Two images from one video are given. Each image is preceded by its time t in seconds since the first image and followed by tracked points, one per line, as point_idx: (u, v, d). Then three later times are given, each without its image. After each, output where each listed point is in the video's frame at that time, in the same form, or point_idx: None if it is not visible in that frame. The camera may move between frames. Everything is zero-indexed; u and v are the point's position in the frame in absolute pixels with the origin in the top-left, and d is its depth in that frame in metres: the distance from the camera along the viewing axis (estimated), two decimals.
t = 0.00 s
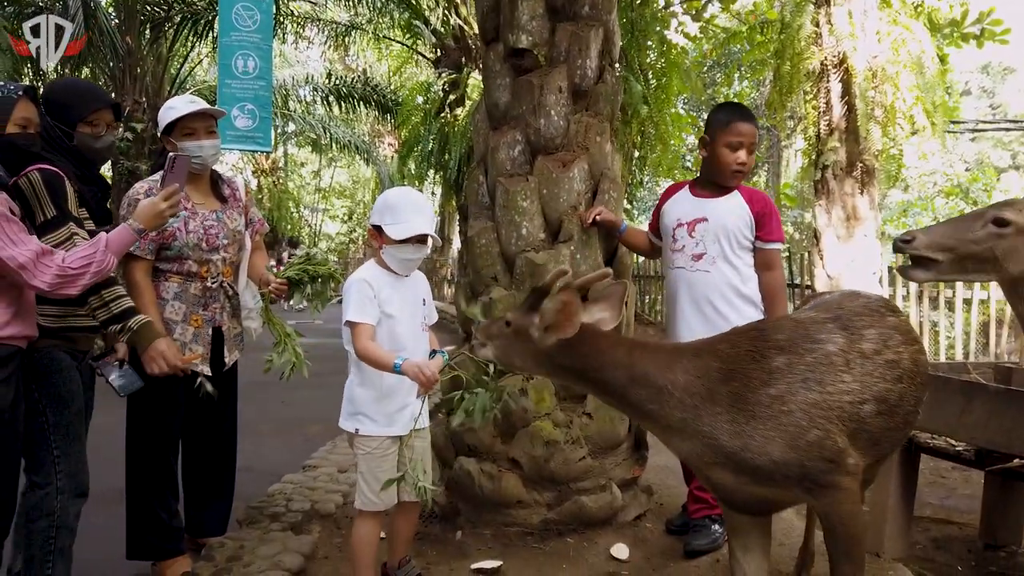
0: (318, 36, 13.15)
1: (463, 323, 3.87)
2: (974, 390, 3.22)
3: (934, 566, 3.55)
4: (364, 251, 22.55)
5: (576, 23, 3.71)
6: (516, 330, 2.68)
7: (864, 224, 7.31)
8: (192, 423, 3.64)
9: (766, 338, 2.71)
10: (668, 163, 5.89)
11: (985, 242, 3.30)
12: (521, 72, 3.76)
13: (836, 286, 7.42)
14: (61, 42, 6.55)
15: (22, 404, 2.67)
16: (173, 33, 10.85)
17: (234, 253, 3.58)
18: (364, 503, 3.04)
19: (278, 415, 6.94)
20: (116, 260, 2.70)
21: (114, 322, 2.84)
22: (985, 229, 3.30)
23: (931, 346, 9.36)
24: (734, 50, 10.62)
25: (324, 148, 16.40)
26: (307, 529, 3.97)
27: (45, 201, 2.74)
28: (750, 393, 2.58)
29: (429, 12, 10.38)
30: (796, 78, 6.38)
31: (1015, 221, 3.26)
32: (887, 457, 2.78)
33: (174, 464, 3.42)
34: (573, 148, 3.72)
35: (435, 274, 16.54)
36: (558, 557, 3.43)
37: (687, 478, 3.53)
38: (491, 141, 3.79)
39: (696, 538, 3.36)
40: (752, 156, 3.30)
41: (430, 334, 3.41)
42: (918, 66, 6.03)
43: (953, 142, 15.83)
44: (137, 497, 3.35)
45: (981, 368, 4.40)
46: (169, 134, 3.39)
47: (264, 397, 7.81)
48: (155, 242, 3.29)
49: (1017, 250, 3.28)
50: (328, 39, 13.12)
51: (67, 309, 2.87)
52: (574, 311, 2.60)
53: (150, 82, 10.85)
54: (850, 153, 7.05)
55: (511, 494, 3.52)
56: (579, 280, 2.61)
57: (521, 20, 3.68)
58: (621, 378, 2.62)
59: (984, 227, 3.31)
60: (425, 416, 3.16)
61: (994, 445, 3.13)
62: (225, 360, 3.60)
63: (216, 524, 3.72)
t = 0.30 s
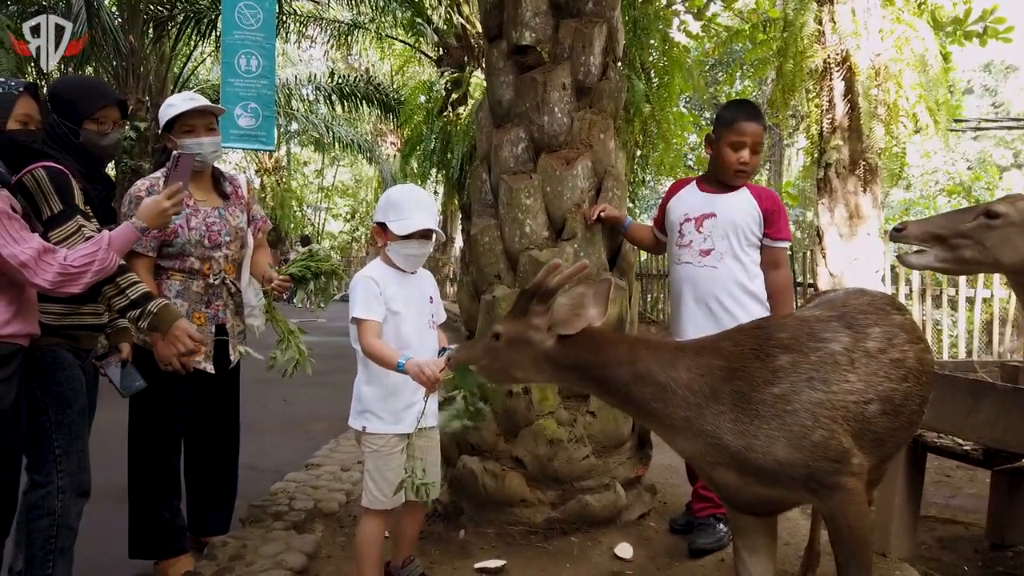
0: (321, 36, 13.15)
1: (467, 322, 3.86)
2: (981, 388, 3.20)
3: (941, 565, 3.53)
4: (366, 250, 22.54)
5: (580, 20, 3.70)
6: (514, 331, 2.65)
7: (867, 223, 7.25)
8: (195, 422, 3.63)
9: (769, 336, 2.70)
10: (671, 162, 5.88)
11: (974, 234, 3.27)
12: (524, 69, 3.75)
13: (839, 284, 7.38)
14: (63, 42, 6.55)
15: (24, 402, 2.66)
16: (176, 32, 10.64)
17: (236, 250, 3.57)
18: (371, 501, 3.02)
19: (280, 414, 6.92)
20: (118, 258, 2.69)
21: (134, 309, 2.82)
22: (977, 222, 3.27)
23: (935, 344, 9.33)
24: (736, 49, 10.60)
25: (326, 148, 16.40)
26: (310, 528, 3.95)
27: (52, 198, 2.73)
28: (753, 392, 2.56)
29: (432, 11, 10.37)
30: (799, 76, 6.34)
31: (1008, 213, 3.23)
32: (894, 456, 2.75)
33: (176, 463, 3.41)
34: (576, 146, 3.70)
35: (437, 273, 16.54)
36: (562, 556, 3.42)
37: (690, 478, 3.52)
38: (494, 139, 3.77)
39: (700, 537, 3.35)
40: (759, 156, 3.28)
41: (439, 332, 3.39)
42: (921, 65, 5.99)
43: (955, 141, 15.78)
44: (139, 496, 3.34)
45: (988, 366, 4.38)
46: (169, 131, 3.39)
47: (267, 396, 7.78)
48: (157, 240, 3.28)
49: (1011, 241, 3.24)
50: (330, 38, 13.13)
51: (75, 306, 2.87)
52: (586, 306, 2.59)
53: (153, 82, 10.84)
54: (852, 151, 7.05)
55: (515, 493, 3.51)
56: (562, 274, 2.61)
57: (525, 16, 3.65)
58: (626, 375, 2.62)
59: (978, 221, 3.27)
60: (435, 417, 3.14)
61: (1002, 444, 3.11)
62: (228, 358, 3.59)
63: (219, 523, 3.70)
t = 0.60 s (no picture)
0: (323, 34, 13.14)
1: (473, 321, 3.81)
2: (997, 386, 3.16)
3: (954, 565, 3.49)
4: (368, 249, 22.54)
5: (588, 15, 3.67)
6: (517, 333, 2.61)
7: (873, 221, 7.29)
8: (200, 420, 3.60)
9: (789, 333, 2.66)
10: (676, 161, 5.85)
11: (1001, 232, 3.14)
12: (532, 64, 3.71)
13: (845, 282, 7.49)
14: (64, 41, 6.53)
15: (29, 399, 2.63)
16: (180, 31, 10.72)
17: (241, 247, 3.54)
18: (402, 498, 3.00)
19: (285, 413, 6.90)
20: (125, 254, 2.65)
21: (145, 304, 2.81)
22: (1001, 220, 3.14)
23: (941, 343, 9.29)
24: (740, 47, 10.56)
25: (328, 147, 16.38)
26: (316, 527, 3.92)
27: (61, 194, 2.70)
28: (774, 390, 2.51)
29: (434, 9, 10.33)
30: (804, 74, 6.29)
31: None
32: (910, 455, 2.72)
33: (181, 461, 3.38)
34: (584, 142, 3.67)
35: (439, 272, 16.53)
36: (571, 556, 3.39)
37: (700, 477, 3.49)
38: (501, 135, 3.74)
39: (711, 537, 3.31)
40: (758, 139, 3.30)
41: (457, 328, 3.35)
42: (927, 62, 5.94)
43: (959, 139, 15.71)
44: (144, 495, 3.31)
45: (1000, 364, 4.34)
46: (173, 127, 3.36)
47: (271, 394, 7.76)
48: (162, 236, 3.26)
49: None
50: (334, 36, 13.13)
51: (82, 302, 2.85)
52: (591, 304, 2.55)
53: (156, 81, 10.82)
54: (858, 149, 7.05)
55: (523, 492, 3.48)
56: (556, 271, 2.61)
57: (532, 11, 3.61)
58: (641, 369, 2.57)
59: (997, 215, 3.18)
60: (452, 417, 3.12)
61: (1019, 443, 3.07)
62: (233, 355, 3.57)
63: (225, 521, 3.67)
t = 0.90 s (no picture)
0: (326, 34, 13.11)
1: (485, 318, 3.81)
2: (1019, 383, 3.13)
3: (971, 564, 3.46)
4: (371, 249, 22.53)
5: (601, 7, 3.65)
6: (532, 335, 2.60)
7: (880, 219, 7.28)
8: (210, 417, 3.57)
9: (823, 327, 2.62)
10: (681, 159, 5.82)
11: (1016, 230, 3.15)
12: (544, 58, 3.68)
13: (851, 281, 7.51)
14: (64, 40, 6.51)
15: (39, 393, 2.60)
16: (182, 30, 10.80)
17: (251, 242, 3.51)
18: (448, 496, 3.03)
19: (291, 412, 6.87)
20: (136, 248, 2.63)
21: (151, 300, 2.78)
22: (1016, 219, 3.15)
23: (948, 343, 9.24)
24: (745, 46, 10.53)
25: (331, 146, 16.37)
26: (326, 525, 3.89)
27: (71, 188, 2.67)
28: (810, 386, 2.48)
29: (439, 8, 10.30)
30: (810, 72, 6.19)
31: None
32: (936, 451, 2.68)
33: (190, 458, 3.34)
34: (596, 136, 3.64)
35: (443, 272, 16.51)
36: (583, 554, 3.35)
37: (715, 474, 3.44)
38: (513, 129, 3.70)
39: (725, 535, 3.28)
40: (756, 137, 3.24)
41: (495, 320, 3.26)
42: (934, 60, 5.89)
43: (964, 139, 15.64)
44: (153, 492, 3.28)
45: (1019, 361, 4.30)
46: (181, 121, 3.33)
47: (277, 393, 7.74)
48: (171, 231, 3.22)
49: None
50: (336, 35, 13.05)
51: (91, 297, 2.83)
52: (607, 314, 2.52)
53: (159, 80, 10.82)
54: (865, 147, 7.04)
55: (534, 489, 3.45)
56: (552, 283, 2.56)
57: (544, 4, 3.59)
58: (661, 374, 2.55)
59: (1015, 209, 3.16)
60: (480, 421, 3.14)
61: None
62: (242, 352, 3.53)
63: (234, 518, 3.64)
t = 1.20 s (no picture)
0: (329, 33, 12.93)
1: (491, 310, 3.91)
2: None
3: (985, 565, 3.42)
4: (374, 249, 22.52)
5: (609, 3, 3.62)
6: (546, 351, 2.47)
7: (885, 218, 7.22)
8: (215, 416, 3.54)
9: (850, 327, 2.60)
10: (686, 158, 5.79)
11: None
12: (552, 54, 3.65)
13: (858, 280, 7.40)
14: (66, 40, 6.49)
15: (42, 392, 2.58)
16: (185, 29, 10.77)
17: (256, 242, 3.47)
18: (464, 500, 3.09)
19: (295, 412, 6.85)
20: (140, 246, 2.60)
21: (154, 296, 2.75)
22: None
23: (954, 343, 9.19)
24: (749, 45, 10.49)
25: (334, 145, 16.34)
26: (332, 525, 3.86)
27: (72, 184, 2.63)
28: (839, 388, 2.45)
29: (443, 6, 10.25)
30: (816, 71, 6.17)
31: None
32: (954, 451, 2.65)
33: (194, 458, 3.31)
34: (605, 133, 3.60)
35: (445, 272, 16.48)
36: (592, 556, 3.29)
37: (724, 474, 3.39)
38: (520, 127, 3.67)
39: (736, 536, 3.23)
40: (746, 126, 3.40)
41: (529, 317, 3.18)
42: (941, 58, 5.86)
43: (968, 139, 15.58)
44: (157, 492, 3.25)
45: None
46: (186, 119, 3.30)
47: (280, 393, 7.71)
48: (176, 230, 3.20)
49: None
50: (339, 35, 12.98)
51: (94, 295, 2.80)
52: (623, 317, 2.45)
53: (162, 79, 10.79)
54: (871, 146, 7.03)
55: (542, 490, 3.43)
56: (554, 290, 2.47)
57: None
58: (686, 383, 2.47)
59: None
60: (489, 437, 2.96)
61: None
62: (248, 352, 3.49)
63: (239, 519, 3.61)
